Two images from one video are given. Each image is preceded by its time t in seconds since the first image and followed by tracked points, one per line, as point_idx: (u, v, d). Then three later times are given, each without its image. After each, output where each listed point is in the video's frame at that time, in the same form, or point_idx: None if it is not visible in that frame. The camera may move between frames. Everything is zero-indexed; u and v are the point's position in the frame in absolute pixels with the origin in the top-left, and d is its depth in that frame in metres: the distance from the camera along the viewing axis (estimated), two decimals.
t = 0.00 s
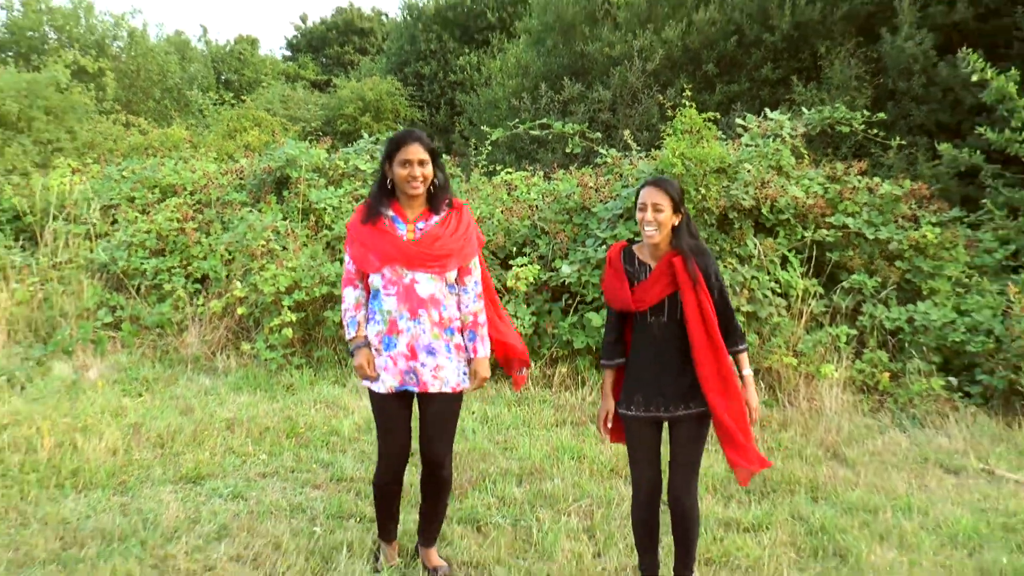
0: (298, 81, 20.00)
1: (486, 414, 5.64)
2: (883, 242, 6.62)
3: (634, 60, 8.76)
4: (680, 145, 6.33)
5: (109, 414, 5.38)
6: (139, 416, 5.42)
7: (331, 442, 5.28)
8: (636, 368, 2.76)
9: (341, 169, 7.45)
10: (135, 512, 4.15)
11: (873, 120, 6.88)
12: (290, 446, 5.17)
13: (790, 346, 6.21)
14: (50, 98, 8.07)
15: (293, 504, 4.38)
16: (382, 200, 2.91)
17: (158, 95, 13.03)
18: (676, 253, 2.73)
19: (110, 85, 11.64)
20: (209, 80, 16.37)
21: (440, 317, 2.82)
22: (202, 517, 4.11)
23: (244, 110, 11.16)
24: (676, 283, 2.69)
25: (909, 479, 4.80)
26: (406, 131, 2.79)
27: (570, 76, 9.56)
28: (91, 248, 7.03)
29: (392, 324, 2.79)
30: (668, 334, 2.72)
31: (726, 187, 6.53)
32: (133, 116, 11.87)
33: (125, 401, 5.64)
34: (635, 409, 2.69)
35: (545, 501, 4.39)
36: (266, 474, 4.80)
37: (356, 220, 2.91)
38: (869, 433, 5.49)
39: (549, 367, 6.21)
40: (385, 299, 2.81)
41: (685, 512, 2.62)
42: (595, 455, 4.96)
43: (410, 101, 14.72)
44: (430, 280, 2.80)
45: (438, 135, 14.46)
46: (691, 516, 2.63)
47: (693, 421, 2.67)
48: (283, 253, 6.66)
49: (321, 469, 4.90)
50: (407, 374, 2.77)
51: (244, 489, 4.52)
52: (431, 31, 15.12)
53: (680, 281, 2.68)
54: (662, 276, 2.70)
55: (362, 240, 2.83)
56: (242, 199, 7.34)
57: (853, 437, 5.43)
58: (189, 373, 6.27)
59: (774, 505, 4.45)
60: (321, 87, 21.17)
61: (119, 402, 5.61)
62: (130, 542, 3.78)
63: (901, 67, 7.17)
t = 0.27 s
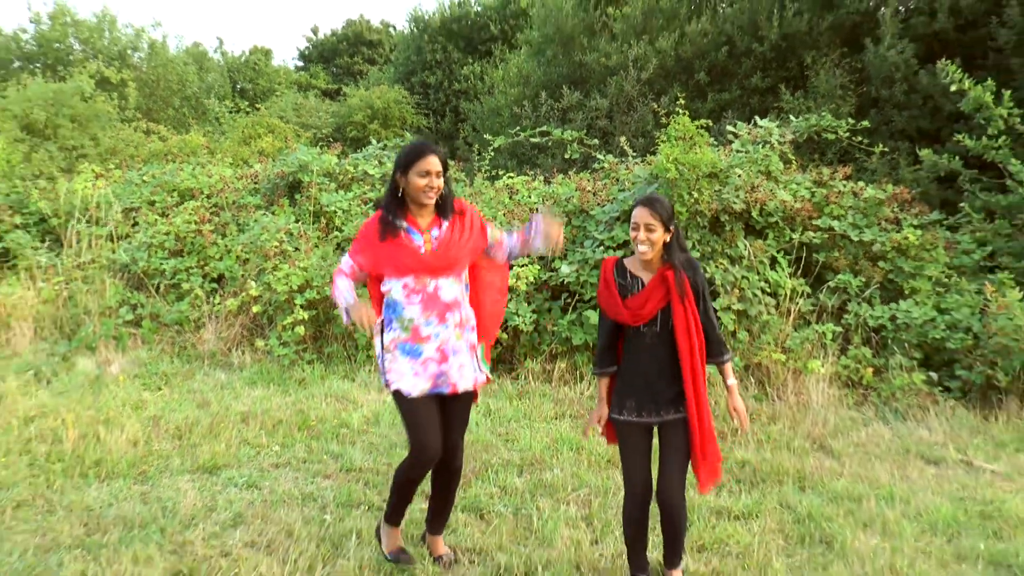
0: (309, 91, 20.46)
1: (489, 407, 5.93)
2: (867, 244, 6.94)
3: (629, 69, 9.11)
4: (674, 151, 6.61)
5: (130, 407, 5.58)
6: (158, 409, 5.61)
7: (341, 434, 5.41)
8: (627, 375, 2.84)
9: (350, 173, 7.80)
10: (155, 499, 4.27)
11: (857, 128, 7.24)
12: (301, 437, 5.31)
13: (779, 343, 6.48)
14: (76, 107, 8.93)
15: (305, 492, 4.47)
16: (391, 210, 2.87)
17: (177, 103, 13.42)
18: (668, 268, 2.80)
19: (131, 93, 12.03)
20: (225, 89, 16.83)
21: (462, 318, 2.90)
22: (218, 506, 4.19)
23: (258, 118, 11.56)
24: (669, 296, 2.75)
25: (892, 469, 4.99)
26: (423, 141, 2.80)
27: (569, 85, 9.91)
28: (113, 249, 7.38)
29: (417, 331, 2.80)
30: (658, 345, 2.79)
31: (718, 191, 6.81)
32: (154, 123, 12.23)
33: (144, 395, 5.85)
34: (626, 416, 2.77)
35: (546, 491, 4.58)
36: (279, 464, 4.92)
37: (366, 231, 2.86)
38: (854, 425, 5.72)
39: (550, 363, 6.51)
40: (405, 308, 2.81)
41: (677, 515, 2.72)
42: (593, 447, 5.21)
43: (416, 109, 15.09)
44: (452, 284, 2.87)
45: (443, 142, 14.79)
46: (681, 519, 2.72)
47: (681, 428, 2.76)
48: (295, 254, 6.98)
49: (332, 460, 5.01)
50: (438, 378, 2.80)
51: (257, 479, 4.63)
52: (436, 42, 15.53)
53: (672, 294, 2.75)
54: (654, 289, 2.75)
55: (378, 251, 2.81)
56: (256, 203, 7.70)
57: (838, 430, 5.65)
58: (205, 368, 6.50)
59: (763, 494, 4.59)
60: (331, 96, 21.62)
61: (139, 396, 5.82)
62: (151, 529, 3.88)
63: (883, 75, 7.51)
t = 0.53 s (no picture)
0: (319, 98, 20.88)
1: (491, 402, 6.25)
2: (853, 246, 7.24)
3: (626, 77, 9.45)
4: (668, 157, 6.90)
5: (149, 401, 5.90)
6: (175, 403, 5.93)
7: (350, 427, 5.74)
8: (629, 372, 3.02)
9: (358, 178, 8.16)
10: (172, 489, 4.57)
11: (844, 134, 7.55)
12: (312, 431, 5.62)
13: (769, 341, 6.80)
14: (97, 115, 9.44)
15: (314, 484, 4.78)
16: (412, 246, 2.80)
17: (191, 110, 13.81)
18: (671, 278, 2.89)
19: (147, 99, 12.39)
20: (237, 97, 17.27)
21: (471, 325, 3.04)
22: (231, 496, 4.49)
23: (269, 125, 11.93)
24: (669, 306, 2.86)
25: (876, 461, 5.30)
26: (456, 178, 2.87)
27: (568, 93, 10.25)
28: (132, 250, 7.70)
29: (445, 347, 2.87)
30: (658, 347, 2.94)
31: (710, 195, 7.11)
32: (170, 130, 12.60)
33: (162, 390, 6.17)
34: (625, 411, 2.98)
35: (545, 481, 4.89)
36: (290, 456, 5.23)
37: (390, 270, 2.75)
38: (839, 419, 6.03)
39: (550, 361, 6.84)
40: (433, 329, 2.85)
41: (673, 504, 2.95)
42: (591, 440, 5.52)
43: (420, 116, 15.45)
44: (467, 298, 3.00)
45: (447, 148, 15.13)
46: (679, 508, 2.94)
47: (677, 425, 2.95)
48: (306, 255, 7.30)
49: (341, 452, 5.33)
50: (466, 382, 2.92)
51: (269, 471, 4.94)
52: (441, 53, 15.85)
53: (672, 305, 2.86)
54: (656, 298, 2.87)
55: (414, 288, 2.76)
56: (268, 206, 8.04)
57: (825, 424, 5.96)
58: (220, 364, 6.82)
59: (754, 485, 4.90)
60: (339, 103, 22.03)
61: (157, 391, 6.13)
62: (167, 518, 4.17)
63: (869, 82, 7.83)
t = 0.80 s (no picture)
0: (326, 103, 21.21)
1: (491, 398, 6.48)
2: (843, 248, 7.46)
3: (624, 83, 9.71)
4: (664, 162, 7.08)
5: (161, 398, 6.14)
6: (186, 400, 6.17)
7: (355, 423, 5.98)
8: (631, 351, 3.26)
9: (364, 181, 8.42)
10: (183, 484, 4.79)
11: (834, 139, 7.80)
12: (318, 426, 5.86)
13: (761, 339, 7.03)
14: (111, 121, 9.87)
15: (321, 479, 5.02)
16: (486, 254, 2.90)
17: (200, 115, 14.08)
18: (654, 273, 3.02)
19: (159, 105, 12.67)
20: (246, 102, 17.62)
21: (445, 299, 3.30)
22: (240, 490, 4.73)
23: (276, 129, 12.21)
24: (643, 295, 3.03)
25: (865, 456, 5.53)
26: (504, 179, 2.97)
27: (567, 99, 10.51)
28: (145, 251, 7.95)
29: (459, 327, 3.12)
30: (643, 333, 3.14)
31: (705, 199, 7.35)
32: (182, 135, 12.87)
33: (173, 387, 6.40)
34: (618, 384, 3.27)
35: (545, 476, 5.12)
36: (297, 452, 5.47)
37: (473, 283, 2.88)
38: (830, 416, 6.26)
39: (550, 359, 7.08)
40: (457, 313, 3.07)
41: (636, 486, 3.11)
42: (588, 435, 5.77)
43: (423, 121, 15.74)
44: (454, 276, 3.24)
45: (450, 152, 15.41)
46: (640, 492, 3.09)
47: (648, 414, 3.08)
48: (313, 257, 7.53)
49: (346, 447, 5.57)
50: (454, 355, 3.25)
51: (277, 465, 5.17)
52: (444, 61, 16.09)
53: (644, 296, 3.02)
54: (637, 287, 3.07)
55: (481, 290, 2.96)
56: (276, 209, 8.31)
57: (816, 420, 6.19)
58: (230, 362, 7.06)
59: (747, 479, 5.12)
60: (344, 110, 22.38)
61: (168, 388, 6.36)
62: (178, 512, 4.39)
63: (860, 88, 8.07)
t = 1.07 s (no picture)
0: (318, 97, 20.89)
1: (489, 405, 6.13)
2: (856, 248, 7.13)
3: (626, 77, 9.41)
4: (668, 158, 6.89)
5: (143, 405, 5.77)
6: (171, 407, 5.80)
7: (347, 431, 5.61)
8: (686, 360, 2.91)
9: (356, 178, 8.10)
10: (167, 494, 4.42)
11: (846, 134, 7.46)
12: (309, 434, 5.49)
13: (771, 343, 6.67)
14: (92, 116, 9.45)
15: (312, 488, 4.63)
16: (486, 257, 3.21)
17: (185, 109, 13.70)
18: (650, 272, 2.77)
19: (142, 100, 12.27)
20: (235, 98, 17.27)
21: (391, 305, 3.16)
22: (227, 501, 4.34)
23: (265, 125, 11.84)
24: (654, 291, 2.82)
25: (881, 465, 5.18)
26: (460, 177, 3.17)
27: (567, 93, 10.19)
28: (127, 252, 7.60)
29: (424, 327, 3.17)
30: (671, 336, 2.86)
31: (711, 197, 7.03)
32: (168, 131, 12.53)
33: (155, 393, 6.02)
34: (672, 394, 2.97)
35: (544, 486, 4.76)
36: (287, 460, 5.09)
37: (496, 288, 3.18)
38: (843, 422, 5.92)
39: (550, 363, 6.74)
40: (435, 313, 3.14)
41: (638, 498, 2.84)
42: (590, 444, 5.42)
43: (419, 115, 15.46)
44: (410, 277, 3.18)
45: (446, 148, 15.08)
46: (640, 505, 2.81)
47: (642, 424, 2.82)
48: (302, 257, 7.19)
49: (337, 456, 5.18)
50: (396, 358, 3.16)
51: (266, 475, 4.77)
52: (440, 53, 15.70)
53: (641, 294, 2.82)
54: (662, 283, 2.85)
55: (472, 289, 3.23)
56: (264, 207, 7.98)
57: (828, 427, 5.85)
58: (216, 367, 6.71)
59: (756, 490, 4.76)
60: (337, 104, 22.07)
61: (151, 394, 5.99)
62: (162, 523, 4.04)
63: (872, 83, 7.76)
